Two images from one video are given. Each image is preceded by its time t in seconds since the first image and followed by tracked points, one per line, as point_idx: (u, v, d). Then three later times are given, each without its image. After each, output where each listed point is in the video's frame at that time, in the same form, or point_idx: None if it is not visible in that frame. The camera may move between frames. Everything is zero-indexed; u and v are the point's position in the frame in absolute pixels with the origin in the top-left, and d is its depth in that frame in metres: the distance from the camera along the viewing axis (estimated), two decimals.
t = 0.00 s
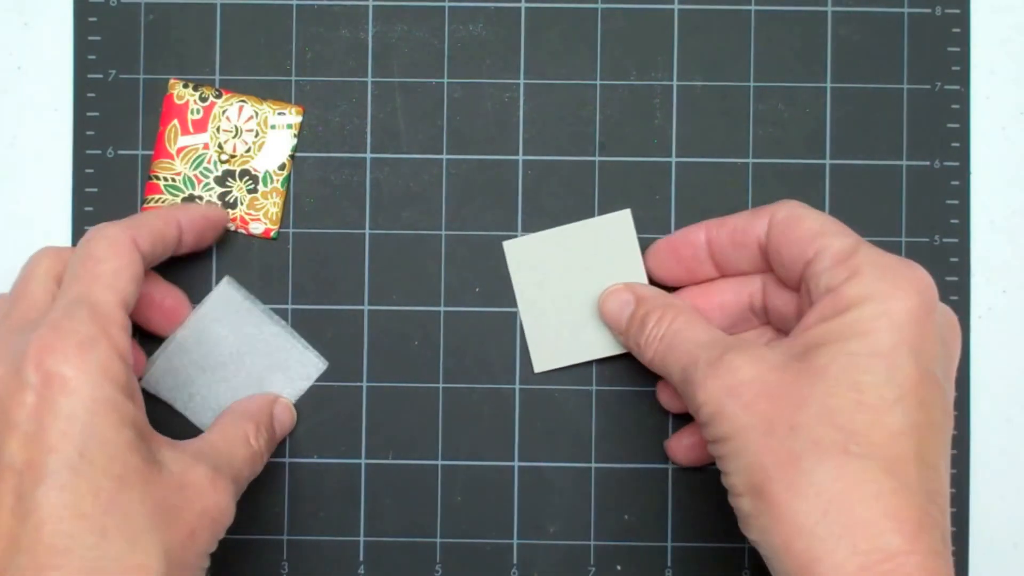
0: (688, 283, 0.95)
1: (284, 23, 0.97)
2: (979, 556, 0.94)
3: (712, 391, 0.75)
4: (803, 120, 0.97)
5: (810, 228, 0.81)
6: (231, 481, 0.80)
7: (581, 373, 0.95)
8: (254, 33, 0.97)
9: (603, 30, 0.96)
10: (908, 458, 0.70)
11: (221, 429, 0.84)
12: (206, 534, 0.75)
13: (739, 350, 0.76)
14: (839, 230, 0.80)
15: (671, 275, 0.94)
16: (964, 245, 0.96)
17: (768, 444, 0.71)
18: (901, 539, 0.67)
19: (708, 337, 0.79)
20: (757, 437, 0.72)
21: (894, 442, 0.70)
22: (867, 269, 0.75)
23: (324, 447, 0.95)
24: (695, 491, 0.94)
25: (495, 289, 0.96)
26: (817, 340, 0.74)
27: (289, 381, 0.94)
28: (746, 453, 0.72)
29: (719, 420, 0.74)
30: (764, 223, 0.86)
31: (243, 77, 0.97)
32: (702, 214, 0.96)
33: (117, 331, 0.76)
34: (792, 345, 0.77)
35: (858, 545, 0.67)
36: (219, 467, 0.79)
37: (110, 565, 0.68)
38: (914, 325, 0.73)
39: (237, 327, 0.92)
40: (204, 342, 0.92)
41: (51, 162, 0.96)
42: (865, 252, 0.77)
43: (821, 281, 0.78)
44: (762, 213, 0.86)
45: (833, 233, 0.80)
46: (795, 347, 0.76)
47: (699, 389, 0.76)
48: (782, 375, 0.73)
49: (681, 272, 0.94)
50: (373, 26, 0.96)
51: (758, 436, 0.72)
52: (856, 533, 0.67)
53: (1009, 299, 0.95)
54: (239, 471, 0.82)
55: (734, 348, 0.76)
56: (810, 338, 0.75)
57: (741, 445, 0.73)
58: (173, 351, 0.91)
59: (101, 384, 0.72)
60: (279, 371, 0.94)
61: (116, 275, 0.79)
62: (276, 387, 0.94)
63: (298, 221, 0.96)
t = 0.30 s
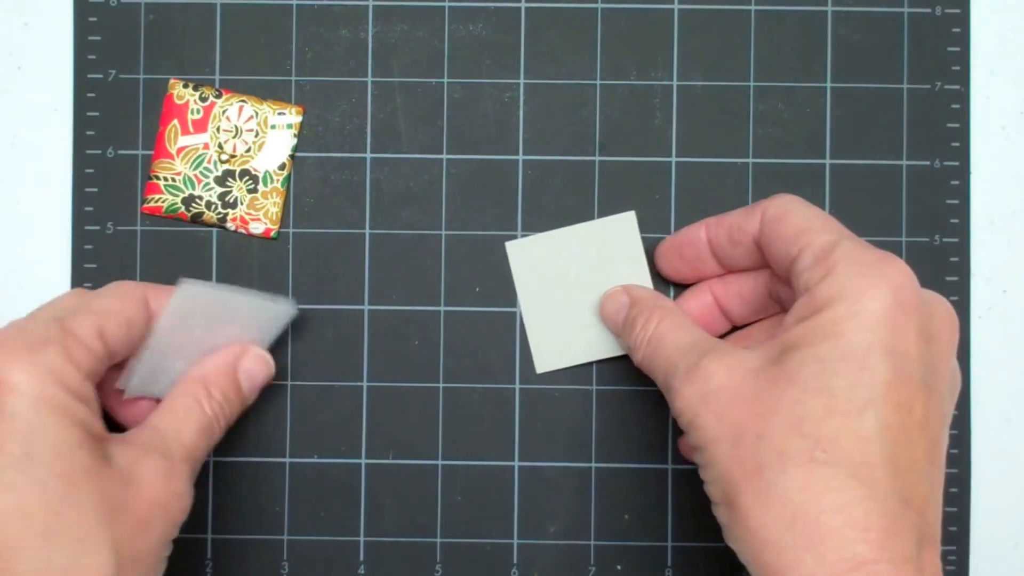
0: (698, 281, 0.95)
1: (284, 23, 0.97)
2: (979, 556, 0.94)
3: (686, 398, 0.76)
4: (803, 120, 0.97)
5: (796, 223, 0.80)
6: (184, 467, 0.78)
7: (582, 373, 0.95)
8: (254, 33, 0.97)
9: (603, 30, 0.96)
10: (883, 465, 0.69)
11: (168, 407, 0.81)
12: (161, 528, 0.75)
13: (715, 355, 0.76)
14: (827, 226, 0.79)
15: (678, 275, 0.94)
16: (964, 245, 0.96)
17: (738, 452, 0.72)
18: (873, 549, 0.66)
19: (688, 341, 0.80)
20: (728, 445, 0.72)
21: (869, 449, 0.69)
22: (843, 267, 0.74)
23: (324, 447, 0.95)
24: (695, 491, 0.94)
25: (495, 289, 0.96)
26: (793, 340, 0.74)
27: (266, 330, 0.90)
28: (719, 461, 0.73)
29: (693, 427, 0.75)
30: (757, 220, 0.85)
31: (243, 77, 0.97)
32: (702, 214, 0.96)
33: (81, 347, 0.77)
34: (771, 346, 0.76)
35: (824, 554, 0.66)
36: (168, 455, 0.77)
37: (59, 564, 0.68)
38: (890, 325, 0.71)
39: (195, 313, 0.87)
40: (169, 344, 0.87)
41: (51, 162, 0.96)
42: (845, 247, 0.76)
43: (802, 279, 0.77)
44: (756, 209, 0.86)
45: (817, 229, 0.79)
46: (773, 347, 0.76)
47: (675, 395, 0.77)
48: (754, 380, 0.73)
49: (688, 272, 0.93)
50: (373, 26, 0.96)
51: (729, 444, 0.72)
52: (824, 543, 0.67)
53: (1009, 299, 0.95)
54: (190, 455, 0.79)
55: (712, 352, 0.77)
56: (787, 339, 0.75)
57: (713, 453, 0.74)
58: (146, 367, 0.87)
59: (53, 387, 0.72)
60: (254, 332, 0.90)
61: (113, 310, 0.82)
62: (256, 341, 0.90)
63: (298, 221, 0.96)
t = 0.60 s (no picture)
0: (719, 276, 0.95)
1: (284, 23, 0.97)
2: (979, 555, 0.94)
3: (693, 409, 0.75)
4: (803, 120, 0.97)
5: (821, 233, 0.81)
6: (144, 460, 0.68)
7: (582, 373, 0.95)
8: (254, 33, 0.97)
9: (603, 30, 0.96)
10: (888, 490, 0.68)
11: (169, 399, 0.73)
12: (105, 529, 0.66)
13: (727, 367, 0.75)
14: (852, 240, 0.79)
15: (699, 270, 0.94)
16: (964, 245, 0.96)
17: (743, 467, 0.71)
18: (876, 575, 0.65)
19: (702, 347, 0.79)
20: (733, 459, 0.72)
21: (875, 472, 0.69)
22: (863, 285, 0.74)
23: (324, 447, 0.95)
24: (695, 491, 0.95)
25: (495, 289, 0.96)
26: (807, 354, 0.74)
27: (310, 283, 0.82)
28: (721, 474, 0.73)
29: (698, 438, 0.75)
30: (784, 222, 0.86)
31: (243, 77, 0.97)
32: (701, 214, 0.96)
33: (62, 390, 0.81)
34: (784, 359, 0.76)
35: None
36: (130, 448, 0.69)
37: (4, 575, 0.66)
38: (905, 348, 0.72)
39: (230, 274, 0.81)
40: (207, 308, 0.80)
41: (51, 162, 0.96)
42: (867, 264, 0.76)
43: (820, 292, 0.78)
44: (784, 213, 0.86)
45: (839, 242, 0.79)
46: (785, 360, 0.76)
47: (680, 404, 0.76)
48: (766, 395, 0.73)
49: (709, 266, 0.93)
50: (373, 26, 0.96)
51: (733, 458, 0.72)
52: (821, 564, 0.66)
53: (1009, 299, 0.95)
54: (165, 447, 0.69)
55: (723, 363, 0.76)
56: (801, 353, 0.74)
57: (716, 466, 0.73)
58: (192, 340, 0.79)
59: (14, 428, 0.77)
60: (296, 285, 0.82)
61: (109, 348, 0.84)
62: (299, 293, 0.82)
63: (298, 221, 0.96)
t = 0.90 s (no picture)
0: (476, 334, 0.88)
1: (284, 23, 0.97)
2: (979, 555, 0.94)
3: (580, 489, 0.65)
4: (803, 120, 0.97)
5: (623, 285, 0.78)
6: (258, 511, 0.67)
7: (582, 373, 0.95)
8: (254, 33, 0.97)
9: (603, 29, 0.96)
10: (778, 521, 0.68)
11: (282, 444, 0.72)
12: None
13: (598, 433, 0.67)
14: (659, 287, 0.78)
15: (469, 327, 0.86)
16: (964, 245, 0.96)
17: (648, 538, 0.64)
18: None
19: (542, 417, 0.68)
20: (643, 531, 0.64)
21: (766, 508, 0.67)
22: (708, 331, 0.74)
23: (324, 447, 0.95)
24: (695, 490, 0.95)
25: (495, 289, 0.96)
26: (669, 411, 0.69)
27: (424, 318, 0.77)
28: (629, 552, 0.64)
29: (596, 520, 0.65)
30: (567, 275, 0.81)
31: (243, 77, 0.97)
32: (702, 213, 0.96)
33: (152, 440, 0.79)
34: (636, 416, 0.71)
35: None
36: (240, 497, 0.68)
37: None
38: (760, 384, 0.73)
39: (346, 309, 0.77)
40: (332, 344, 0.77)
41: (51, 162, 0.96)
42: (693, 308, 0.76)
43: (656, 342, 0.75)
44: (568, 260, 0.81)
45: (651, 289, 0.77)
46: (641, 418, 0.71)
47: (564, 486, 0.65)
48: (652, 458, 0.66)
49: (467, 325, 0.86)
50: (373, 26, 0.96)
51: (638, 531, 0.64)
52: None
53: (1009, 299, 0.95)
54: (277, 495, 0.68)
55: (594, 429, 0.67)
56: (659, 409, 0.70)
57: (622, 543, 0.64)
58: (319, 376, 0.78)
59: (106, 482, 0.74)
60: (422, 319, 0.77)
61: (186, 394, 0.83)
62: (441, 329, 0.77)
63: (298, 221, 0.96)
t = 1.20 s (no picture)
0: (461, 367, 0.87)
1: (284, 23, 0.97)
2: (979, 555, 0.94)
3: (558, 498, 0.65)
4: (803, 120, 0.97)
5: (600, 307, 0.77)
6: None
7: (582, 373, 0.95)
8: (254, 33, 0.97)
9: (603, 29, 0.96)
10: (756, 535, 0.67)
11: (247, 496, 0.66)
12: None
13: (576, 444, 0.68)
14: (634, 309, 0.77)
15: (456, 360, 0.86)
16: (964, 245, 0.96)
17: (625, 545, 0.64)
18: None
19: (525, 431, 0.69)
20: (621, 538, 0.64)
21: (747, 518, 0.67)
22: (685, 348, 0.74)
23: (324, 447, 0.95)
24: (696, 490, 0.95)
25: (494, 289, 0.96)
26: (648, 429, 0.69)
27: (416, 350, 0.77)
28: (607, 560, 0.64)
29: (574, 528, 0.65)
30: (546, 302, 0.81)
31: (243, 77, 0.97)
32: (702, 213, 0.96)
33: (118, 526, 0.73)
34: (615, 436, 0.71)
35: None
36: None
37: None
38: (739, 399, 0.72)
39: (332, 342, 0.76)
40: (318, 378, 0.76)
41: (51, 162, 0.96)
42: (670, 327, 0.75)
43: (632, 362, 0.75)
44: (545, 288, 0.81)
45: (628, 308, 0.77)
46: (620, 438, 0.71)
47: (542, 496, 0.65)
48: (628, 468, 0.67)
49: (452, 359, 0.86)
50: (373, 26, 0.96)
51: (616, 539, 0.64)
52: None
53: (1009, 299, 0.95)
54: None
55: (570, 441, 0.68)
56: (638, 428, 0.70)
57: (601, 551, 0.64)
58: (306, 412, 0.76)
59: None
60: (412, 349, 0.77)
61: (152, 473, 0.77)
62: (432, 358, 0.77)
63: (298, 221, 0.96)
